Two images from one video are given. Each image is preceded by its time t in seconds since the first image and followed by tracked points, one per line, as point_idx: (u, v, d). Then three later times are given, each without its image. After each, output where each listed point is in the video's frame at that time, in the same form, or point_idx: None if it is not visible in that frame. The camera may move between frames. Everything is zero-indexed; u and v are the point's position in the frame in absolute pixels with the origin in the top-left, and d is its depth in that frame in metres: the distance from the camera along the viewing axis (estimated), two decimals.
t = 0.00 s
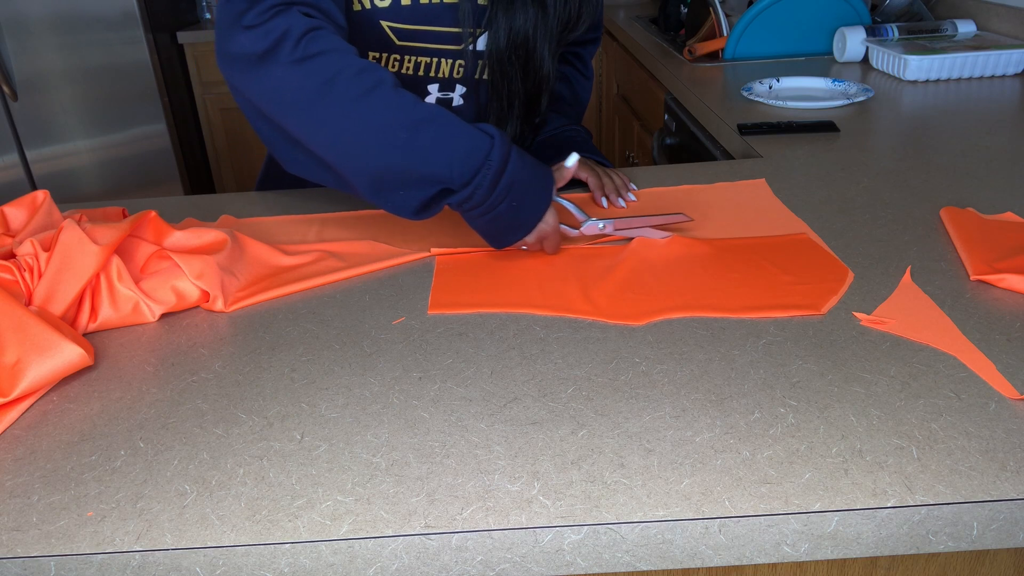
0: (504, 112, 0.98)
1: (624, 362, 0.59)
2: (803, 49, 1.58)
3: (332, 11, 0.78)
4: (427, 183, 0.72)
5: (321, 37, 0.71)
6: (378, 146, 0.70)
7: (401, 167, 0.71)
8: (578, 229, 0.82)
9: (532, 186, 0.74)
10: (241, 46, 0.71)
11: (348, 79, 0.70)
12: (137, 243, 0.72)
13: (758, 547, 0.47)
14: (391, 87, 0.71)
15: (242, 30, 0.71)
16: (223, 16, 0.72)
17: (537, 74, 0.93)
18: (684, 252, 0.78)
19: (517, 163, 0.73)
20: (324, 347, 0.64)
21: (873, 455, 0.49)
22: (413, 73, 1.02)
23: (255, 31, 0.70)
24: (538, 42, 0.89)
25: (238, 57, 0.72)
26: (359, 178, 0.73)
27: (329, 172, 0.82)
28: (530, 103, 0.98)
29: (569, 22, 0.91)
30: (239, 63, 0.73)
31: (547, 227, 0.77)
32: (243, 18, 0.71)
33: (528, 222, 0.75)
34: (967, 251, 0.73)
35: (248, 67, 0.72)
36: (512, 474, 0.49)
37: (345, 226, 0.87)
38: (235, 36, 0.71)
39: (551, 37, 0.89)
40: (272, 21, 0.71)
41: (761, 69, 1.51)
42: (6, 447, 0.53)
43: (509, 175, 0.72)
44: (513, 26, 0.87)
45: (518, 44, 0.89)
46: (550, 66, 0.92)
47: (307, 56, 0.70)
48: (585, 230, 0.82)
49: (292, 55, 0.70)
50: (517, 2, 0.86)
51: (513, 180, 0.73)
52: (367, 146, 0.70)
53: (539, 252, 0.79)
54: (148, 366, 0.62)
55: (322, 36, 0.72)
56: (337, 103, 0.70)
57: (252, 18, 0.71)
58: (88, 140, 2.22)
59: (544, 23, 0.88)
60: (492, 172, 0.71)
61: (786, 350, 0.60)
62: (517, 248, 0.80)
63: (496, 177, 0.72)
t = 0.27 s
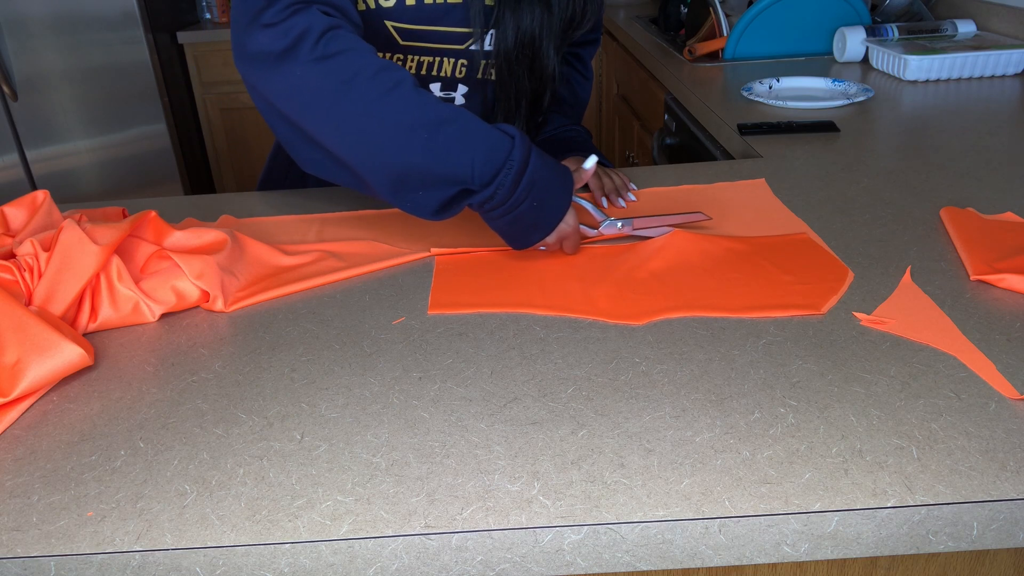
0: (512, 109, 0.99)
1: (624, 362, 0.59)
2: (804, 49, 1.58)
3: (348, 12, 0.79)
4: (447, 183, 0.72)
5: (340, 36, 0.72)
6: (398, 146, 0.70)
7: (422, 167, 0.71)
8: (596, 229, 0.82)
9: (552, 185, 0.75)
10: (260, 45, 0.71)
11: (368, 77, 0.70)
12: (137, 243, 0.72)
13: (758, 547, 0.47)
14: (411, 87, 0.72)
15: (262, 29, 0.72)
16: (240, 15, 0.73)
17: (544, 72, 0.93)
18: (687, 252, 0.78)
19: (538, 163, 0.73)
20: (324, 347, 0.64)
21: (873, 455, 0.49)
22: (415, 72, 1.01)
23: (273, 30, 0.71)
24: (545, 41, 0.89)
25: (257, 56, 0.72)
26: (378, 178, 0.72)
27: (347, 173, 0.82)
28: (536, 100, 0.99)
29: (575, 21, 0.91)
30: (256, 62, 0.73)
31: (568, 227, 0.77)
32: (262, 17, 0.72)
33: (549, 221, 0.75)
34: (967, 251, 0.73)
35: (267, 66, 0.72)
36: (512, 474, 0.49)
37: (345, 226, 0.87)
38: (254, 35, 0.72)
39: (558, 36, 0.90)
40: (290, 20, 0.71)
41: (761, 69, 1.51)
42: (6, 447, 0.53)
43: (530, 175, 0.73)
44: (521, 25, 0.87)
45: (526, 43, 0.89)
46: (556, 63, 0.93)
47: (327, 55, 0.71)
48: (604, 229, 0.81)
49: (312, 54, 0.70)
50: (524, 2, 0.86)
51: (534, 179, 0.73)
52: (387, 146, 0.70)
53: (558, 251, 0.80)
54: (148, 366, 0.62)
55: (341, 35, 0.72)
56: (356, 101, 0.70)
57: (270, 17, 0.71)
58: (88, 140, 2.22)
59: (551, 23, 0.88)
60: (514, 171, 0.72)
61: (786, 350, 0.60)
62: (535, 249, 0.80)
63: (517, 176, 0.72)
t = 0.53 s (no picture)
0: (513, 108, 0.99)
1: (624, 362, 0.59)
2: (804, 49, 1.58)
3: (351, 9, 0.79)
4: (452, 180, 0.72)
5: (345, 34, 0.72)
6: (403, 143, 0.70)
7: (427, 165, 0.71)
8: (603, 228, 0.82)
9: (557, 182, 0.75)
10: (266, 43, 0.71)
11: (373, 75, 0.70)
12: (137, 243, 0.72)
13: (758, 547, 0.47)
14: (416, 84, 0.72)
15: (267, 27, 0.71)
16: (245, 13, 0.72)
17: (546, 72, 0.93)
18: (687, 252, 0.78)
19: (543, 159, 0.74)
20: (324, 347, 0.64)
21: (873, 455, 0.49)
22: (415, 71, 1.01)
23: (280, 27, 0.71)
24: (546, 41, 0.89)
25: (262, 54, 0.72)
26: (383, 175, 0.73)
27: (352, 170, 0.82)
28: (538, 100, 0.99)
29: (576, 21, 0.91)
30: (262, 60, 0.73)
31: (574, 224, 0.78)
32: (267, 15, 0.72)
33: (554, 218, 0.75)
34: (967, 251, 0.73)
35: (272, 64, 0.72)
36: (512, 474, 0.49)
37: (345, 226, 0.87)
38: (258, 33, 0.71)
39: (558, 36, 0.90)
40: (296, 18, 0.71)
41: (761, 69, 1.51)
42: (6, 447, 0.53)
43: (535, 171, 0.73)
44: (522, 25, 0.87)
45: (527, 43, 0.89)
46: (557, 63, 0.93)
47: (332, 53, 0.70)
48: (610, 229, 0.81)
49: (318, 52, 0.70)
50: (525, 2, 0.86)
51: (539, 175, 0.73)
52: (392, 143, 0.71)
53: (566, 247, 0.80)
54: (148, 366, 0.62)
55: (347, 32, 0.72)
56: (363, 99, 0.70)
57: (276, 15, 0.71)
58: (88, 140, 2.22)
59: (551, 23, 0.88)
60: (519, 167, 0.72)
61: (786, 350, 0.60)
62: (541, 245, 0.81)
63: (522, 172, 0.72)
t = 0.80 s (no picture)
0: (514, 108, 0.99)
1: (624, 362, 0.59)
2: (804, 49, 1.58)
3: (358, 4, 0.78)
4: (458, 178, 0.72)
5: (350, 31, 0.71)
6: (408, 141, 0.70)
7: (432, 162, 0.71)
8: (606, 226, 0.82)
9: (562, 180, 0.75)
10: (270, 41, 0.71)
11: (378, 73, 0.70)
12: (137, 243, 0.72)
13: (758, 547, 0.47)
14: (422, 81, 0.71)
15: (271, 26, 0.71)
16: (249, 10, 0.72)
17: (546, 72, 0.93)
18: (687, 253, 0.78)
19: (549, 157, 0.73)
20: (324, 347, 0.64)
21: (873, 455, 0.49)
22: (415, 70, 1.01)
23: (284, 25, 0.70)
24: (546, 40, 0.89)
25: (267, 52, 0.72)
26: (389, 173, 0.73)
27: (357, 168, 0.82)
28: (538, 100, 0.99)
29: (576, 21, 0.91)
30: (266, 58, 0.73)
31: (579, 223, 0.77)
32: (271, 13, 0.71)
33: (558, 216, 0.75)
34: (967, 251, 0.74)
35: (277, 62, 0.72)
36: (512, 474, 0.49)
37: (346, 227, 0.87)
38: (263, 32, 0.71)
39: (559, 35, 0.90)
40: (300, 15, 0.71)
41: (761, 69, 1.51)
42: (6, 447, 0.53)
43: (541, 168, 0.72)
44: (523, 25, 0.87)
45: (528, 43, 0.89)
46: (558, 63, 0.93)
47: (336, 51, 0.70)
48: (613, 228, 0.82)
49: (322, 50, 0.70)
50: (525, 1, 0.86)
51: (543, 173, 0.73)
52: (396, 141, 0.70)
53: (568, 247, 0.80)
54: (148, 366, 0.62)
55: (352, 30, 0.71)
56: (367, 97, 0.70)
57: (280, 13, 0.71)
58: (88, 140, 2.22)
59: (553, 23, 0.88)
60: (524, 165, 0.71)
61: (786, 350, 0.60)
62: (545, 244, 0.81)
63: (527, 169, 0.72)
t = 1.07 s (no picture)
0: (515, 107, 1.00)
1: (624, 362, 0.59)
2: (804, 49, 1.58)
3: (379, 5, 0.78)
4: (483, 179, 0.72)
5: (373, 32, 0.71)
6: (433, 142, 0.70)
7: (457, 163, 0.71)
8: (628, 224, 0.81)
9: (588, 180, 0.75)
10: (293, 44, 0.71)
11: (401, 74, 0.70)
12: (137, 243, 0.72)
13: (758, 547, 0.47)
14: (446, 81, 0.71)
15: (294, 29, 0.71)
16: (271, 13, 0.73)
17: (548, 72, 0.93)
18: (688, 252, 0.78)
19: (574, 157, 0.73)
20: (324, 347, 0.64)
21: (873, 455, 0.49)
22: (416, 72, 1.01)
23: (307, 28, 0.71)
24: (549, 40, 0.89)
25: (290, 55, 0.72)
26: (414, 174, 0.72)
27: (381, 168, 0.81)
28: (540, 100, 0.99)
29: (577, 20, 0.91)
30: (290, 60, 0.73)
31: (604, 222, 0.77)
32: (294, 16, 0.72)
33: (584, 216, 0.75)
34: (967, 251, 0.74)
35: (300, 65, 0.72)
36: (512, 474, 0.49)
37: (346, 227, 0.87)
38: (286, 35, 0.72)
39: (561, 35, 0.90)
40: (323, 17, 0.71)
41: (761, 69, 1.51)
42: (6, 447, 0.53)
43: (567, 169, 0.72)
44: (527, 26, 0.87)
45: (531, 43, 0.89)
46: (561, 63, 0.93)
47: (360, 53, 0.70)
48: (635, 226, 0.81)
49: (345, 52, 0.70)
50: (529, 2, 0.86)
51: (570, 174, 0.73)
52: (421, 142, 0.70)
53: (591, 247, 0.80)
54: (148, 366, 0.62)
55: (374, 31, 0.71)
56: (391, 97, 0.70)
57: (302, 15, 0.71)
58: (88, 140, 2.22)
59: (556, 23, 0.88)
60: (551, 166, 0.71)
61: (786, 350, 0.60)
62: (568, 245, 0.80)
63: (554, 170, 0.72)
